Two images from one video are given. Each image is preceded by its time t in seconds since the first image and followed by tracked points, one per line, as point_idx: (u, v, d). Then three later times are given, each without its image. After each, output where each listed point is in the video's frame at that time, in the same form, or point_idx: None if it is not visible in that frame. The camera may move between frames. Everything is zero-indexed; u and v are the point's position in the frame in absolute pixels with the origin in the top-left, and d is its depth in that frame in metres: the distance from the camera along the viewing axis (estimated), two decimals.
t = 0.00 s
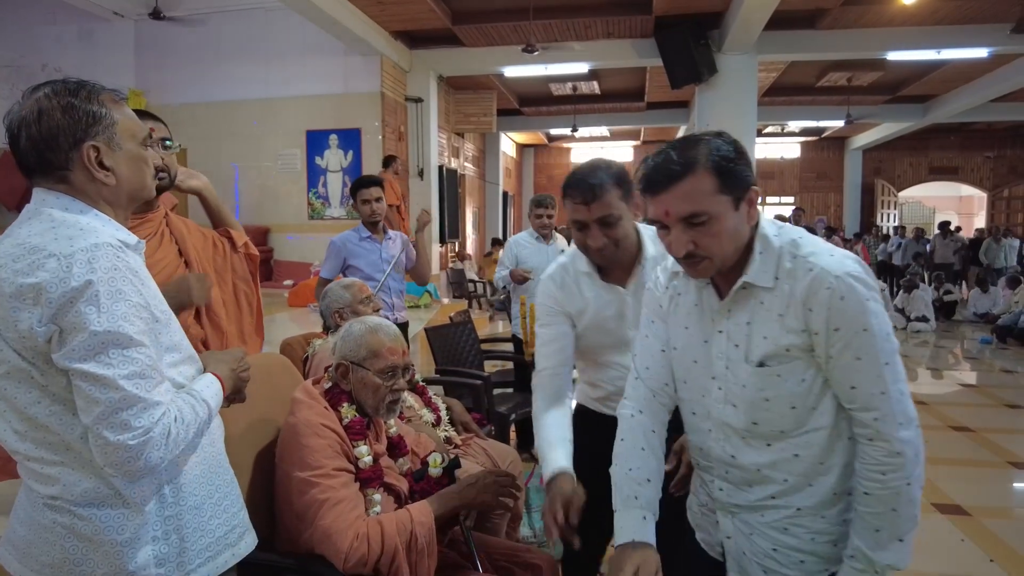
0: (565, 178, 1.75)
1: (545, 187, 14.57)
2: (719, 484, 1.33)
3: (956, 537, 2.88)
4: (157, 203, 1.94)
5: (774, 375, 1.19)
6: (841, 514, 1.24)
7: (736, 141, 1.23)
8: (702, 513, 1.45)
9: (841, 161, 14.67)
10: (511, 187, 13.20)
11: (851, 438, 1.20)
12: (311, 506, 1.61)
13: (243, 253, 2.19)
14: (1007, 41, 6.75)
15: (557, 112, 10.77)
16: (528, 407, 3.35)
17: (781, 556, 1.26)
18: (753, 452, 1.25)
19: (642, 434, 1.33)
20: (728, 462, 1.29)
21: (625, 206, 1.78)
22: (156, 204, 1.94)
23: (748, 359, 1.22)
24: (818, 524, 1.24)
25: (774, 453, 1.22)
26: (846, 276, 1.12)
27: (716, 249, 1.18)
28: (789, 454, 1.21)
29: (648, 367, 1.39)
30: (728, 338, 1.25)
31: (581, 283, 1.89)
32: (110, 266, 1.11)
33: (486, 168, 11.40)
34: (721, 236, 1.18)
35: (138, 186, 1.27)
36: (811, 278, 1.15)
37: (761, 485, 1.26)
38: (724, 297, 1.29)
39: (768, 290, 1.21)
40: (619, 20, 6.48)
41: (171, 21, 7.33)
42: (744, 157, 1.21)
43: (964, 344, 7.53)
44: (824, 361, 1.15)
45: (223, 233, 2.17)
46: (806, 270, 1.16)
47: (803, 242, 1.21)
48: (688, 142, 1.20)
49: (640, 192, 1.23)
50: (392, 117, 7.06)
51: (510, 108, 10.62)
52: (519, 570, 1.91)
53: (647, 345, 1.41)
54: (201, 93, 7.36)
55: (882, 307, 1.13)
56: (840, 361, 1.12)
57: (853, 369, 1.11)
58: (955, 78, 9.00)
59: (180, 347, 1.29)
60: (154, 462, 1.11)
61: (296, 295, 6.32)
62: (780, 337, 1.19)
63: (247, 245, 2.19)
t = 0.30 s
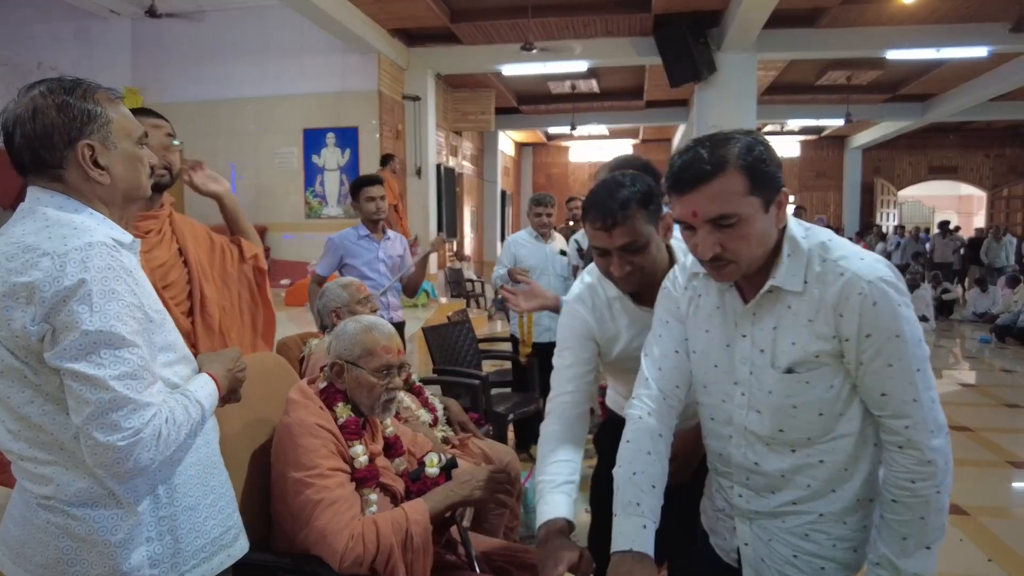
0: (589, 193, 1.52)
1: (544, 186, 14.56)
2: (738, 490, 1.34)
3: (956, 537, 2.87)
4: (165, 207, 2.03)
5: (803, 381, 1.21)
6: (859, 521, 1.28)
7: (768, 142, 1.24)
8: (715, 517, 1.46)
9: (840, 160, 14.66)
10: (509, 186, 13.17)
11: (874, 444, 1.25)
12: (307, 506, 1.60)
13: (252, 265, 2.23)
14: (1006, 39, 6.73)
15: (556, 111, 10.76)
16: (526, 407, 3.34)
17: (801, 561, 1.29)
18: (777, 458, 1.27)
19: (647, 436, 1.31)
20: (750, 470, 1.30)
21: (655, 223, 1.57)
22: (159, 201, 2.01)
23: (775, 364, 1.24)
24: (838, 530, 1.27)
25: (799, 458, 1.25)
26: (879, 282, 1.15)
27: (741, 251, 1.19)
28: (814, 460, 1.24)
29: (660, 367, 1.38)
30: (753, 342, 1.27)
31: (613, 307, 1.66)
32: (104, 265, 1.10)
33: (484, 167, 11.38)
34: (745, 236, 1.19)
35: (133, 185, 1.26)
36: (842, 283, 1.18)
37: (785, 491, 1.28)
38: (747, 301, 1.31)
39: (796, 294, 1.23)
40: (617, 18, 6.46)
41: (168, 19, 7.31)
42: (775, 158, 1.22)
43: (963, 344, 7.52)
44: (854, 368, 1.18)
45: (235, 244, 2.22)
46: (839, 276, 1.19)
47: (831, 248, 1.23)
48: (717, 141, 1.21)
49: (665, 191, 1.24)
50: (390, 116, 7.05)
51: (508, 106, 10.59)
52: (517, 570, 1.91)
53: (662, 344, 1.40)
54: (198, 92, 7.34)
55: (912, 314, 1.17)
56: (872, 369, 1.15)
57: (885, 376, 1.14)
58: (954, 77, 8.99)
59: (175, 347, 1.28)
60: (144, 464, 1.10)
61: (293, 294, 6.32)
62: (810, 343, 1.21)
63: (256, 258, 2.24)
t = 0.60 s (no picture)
0: (598, 192, 1.54)
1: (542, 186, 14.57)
2: (750, 495, 1.37)
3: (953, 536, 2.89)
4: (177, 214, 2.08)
5: (818, 387, 1.23)
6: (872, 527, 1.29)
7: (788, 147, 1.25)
8: (726, 521, 1.48)
9: (838, 160, 14.69)
10: (507, 186, 13.17)
11: (892, 451, 1.25)
12: (306, 507, 1.61)
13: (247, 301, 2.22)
14: (1003, 40, 6.74)
15: (555, 112, 10.76)
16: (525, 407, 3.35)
17: (812, 567, 1.31)
18: (790, 464, 1.29)
19: (656, 439, 1.31)
20: (762, 475, 1.32)
21: (666, 226, 1.58)
22: (168, 203, 2.06)
23: (791, 371, 1.26)
24: (851, 537, 1.29)
25: (814, 463, 1.27)
26: (902, 288, 1.15)
27: (758, 256, 1.20)
28: (828, 465, 1.26)
29: (669, 370, 1.40)
30: (768, 348, 1.29)
31: (615, 309, 1.68)
32: (104, 266, 1.10)
33: (482, 167, 11.39)
34: (763, 241, 1.20)
35: (134, 187, 1.27)
36: (860, 289, 1.18)
37: (798, 497, 1.30)
38: (763, 306, 1.32)
39: (814, 300, 1.24)
40: (616, 18, 6.47)
41: (168, 19, 7.31)
42: (794, 163, 1.23)
43: (959, 343, 7.54)
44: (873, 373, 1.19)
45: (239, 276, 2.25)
46: (859, 282, 1.19)
47: (852, 253, 1.24)
48: (735, 144, 1.22)
49: (682, 195, 1.26)
50: (389, 116, 7.06)
51: (507, 106, 10.60)
52: (515, 570, 1.92)
53: (672, 346, 1.43)
54: (197, 91, 7.34)
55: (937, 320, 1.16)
56: (892, 375, 1.16)
57: (910, 381, 1.13)
58: (952, 78, 9.01)
59: (175, 348, 1.29)
60: (141, 466, 1.10)
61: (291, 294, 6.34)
62: (827, 351, 1.22)
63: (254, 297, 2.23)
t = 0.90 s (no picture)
0: (606, 189, 1.56)
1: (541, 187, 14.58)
2: (762, 501, 1.38)
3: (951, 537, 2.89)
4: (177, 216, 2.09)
5: (831, 393, 1.24)
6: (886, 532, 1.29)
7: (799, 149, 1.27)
8: (737, 525, 1.50)
9: (836, 161, 14.71)
10: (505, 185, 13.17)
11: (906, 455, 1.26)
12: (306, 508, 1.61)
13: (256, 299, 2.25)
14: (1001, 42, 6.76)
15: (553, 112, 10.77)
16: (524, 408, 3.35)
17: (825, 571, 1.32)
18: (802, 469, 1.30)
19: (664, 441, 1.32)
20: (774, 481, 1.34)
21: (672, 226, 1.61)
22: (163, 203, 2.06)
23: (802, 376, 1.27)
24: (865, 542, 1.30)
25: (828, 469, 1.28)
26: (917, 291, 1.15)
27: (765, 259, 1.21)
28: (840, 471, 1.27)
29: (677, 374, 1.41)
30: (779, 352, 1.30)
31: (618, 314, 1.69)
32: (110, 267, 1.11)
33: (481, 167, 11.39)
34: (768, 243, 1.21)
35: (134, 189, 1.27)
36: (873, 294, 1.18)
37: (811, 502, 1.31)
38: (773, 310, 1.33)
39: (824, 305, 1.25)
40: (615, 19, 6.48)
41: (166, 18, 7.30)
42: (802, 166, 1.23)
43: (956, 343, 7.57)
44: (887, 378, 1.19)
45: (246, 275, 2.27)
46: (870, 286, 1.19)
47: (865, 256, 1.24)
48: (743, 146, 1.23)
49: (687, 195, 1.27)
50: (387, 116, 7.06)
51: (505, 107, 10.62)
52: (515, 571, 1.92)
53: (681, 351, 1.45)
54: (196, 91, 7.33)
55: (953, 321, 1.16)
56: (912, 381, 1.15)
57: (932, 384, 1.12)
58: (949, 79, 9.04)
59: (178, 348, 1.29)
60: (153, 462, 1.11)
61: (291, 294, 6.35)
62: (841, 355, 1.23)
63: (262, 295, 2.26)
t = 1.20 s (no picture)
0: (606, 194, 1.59)
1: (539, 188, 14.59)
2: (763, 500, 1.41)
3: (947, 537, 2.92)
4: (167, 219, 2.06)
5: (824, 393, 1.26)
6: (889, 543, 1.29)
7: (803, 148, 1.30)
8: (743, 522, 1.53)
9: (833, 162, 14.74)
10: (504, 186, 13.19)
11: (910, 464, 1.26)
12: (308, 509, 1.63)
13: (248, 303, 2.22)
14: (996, 44, 6.79)
15: (551, 113, 10.79)
16: (523, 409, 3.36)
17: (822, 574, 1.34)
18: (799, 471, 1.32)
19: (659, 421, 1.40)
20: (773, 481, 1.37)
21: (677, 224, 1.62)
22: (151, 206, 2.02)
23: (799, 375, 1.30)
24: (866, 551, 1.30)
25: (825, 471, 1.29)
26: (915, 293, 1.15)
27: (741, 245, 1.27)
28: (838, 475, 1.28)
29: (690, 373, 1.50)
30: (779, 351, 1.33)
31: (624, 317, 1.69)
32: (115, 271, 1.12)
33: (479, 168, 11.41)
34: (760, 235, 1.26)
35: (136, 192, 1.28)
36: (869, 295, 1.20)
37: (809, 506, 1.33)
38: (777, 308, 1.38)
39: (820, 304, 1.27)
40: (613, 21, 6.50)
41: (165, 19, 7.30)
42: (801, 163, 1.27)
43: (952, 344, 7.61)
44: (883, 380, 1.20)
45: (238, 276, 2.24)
46: (869, 288, 1.21)
47: (867, 258, 1.26)
48: (743, 138, 1.30)
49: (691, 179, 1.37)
50: (386, 117, 7.07)
51: (504, 108, 10.64)
52: (515, 572, 1.94)
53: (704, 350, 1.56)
54: (195, 92, 7.33)
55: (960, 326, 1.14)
56: (914, 385, 1.15)
57: (935, 389, 1.12)
58: (945, 80, 9.08)
59: (182, 351, 1.31)
60: (163, 464, 1.13)
61: (289, 295, 6.37)
62: (838, 356, 1.25)
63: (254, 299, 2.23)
